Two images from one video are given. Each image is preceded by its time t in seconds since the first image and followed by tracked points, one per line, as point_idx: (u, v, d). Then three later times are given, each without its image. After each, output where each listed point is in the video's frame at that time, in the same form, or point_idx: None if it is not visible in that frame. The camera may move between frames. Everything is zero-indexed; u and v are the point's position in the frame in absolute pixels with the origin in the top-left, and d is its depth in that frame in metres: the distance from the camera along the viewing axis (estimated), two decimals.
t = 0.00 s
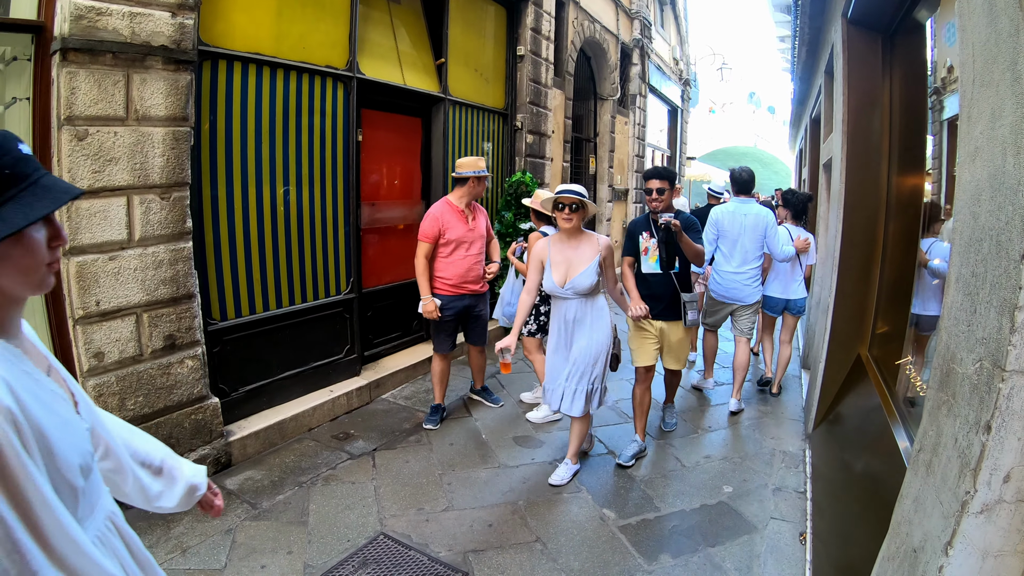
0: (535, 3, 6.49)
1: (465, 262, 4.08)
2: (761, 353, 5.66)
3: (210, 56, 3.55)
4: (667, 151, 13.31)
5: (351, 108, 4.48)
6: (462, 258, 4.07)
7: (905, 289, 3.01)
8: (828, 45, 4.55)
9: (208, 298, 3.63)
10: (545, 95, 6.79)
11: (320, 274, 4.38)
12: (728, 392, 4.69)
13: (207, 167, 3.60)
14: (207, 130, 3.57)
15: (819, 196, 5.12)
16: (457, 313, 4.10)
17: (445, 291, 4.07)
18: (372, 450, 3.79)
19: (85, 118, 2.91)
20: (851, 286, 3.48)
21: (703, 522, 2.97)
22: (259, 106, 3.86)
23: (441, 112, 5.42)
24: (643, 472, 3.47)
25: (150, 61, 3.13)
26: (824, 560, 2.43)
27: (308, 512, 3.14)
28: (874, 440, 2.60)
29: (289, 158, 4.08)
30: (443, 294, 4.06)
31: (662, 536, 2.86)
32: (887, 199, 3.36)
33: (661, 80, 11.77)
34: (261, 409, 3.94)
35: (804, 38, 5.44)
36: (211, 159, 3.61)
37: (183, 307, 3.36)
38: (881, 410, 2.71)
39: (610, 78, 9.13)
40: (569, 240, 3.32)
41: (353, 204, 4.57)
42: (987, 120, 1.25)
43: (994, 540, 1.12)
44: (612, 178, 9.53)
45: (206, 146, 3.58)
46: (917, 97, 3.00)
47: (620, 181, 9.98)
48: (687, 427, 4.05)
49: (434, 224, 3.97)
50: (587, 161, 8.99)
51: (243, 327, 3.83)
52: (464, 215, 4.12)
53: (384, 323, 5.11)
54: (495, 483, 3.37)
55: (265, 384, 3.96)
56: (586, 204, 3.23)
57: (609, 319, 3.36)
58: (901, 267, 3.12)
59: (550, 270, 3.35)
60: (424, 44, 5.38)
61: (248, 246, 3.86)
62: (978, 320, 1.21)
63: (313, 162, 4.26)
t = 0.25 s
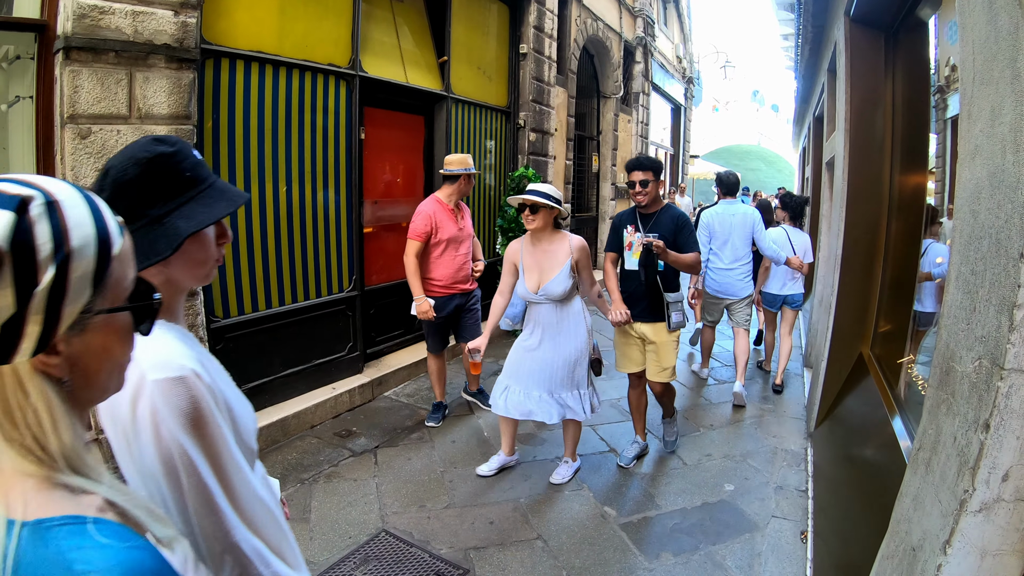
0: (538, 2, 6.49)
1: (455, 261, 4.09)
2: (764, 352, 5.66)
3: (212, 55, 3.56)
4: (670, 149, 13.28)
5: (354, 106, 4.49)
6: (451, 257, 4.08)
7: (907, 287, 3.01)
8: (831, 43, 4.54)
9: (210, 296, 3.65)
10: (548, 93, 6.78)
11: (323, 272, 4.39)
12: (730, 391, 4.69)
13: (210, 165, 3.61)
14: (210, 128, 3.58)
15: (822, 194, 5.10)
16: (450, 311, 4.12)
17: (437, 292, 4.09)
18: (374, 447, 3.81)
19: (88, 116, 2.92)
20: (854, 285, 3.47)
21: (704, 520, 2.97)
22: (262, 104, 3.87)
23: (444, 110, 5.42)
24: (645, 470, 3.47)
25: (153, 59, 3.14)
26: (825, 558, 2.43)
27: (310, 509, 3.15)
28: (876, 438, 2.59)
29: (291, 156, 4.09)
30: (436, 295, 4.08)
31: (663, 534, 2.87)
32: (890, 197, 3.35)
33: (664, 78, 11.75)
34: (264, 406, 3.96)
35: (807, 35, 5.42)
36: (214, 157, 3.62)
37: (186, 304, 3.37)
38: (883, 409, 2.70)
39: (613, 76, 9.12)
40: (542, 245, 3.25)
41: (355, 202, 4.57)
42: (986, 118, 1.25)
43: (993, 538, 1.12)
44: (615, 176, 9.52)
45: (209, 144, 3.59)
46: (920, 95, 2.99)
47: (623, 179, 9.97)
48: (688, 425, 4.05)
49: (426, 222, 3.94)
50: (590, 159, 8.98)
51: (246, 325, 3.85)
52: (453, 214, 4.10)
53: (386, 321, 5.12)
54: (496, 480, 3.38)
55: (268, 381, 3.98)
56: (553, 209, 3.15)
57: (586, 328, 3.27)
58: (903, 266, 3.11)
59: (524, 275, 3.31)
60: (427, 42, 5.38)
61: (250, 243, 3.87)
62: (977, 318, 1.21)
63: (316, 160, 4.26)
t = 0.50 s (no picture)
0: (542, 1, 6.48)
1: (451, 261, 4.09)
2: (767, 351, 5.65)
3: (216, 53, 3.57)
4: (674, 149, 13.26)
5: (357, 104, 4.49)
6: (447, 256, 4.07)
7: (911, 287, 3.00)
8: (835, 42, 4.52)
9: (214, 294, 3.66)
10: (552, 93, 6.78)
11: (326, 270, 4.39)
12: (733, 390, 4.68)
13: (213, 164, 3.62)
14: (213, 126, 3.59)
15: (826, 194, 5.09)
16: (448, 311, 4.13)
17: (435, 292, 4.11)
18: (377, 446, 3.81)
19: (92, 114, 2.93)
20: (857, 285, 3.45)
21: (706, 519, 2.97)
22: (265, 103, 3.88)
23: (447, 109, 5.43)
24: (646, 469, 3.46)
25: (156, 57, 3.15)
26: (827, 558, 2.42)
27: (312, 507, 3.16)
28: (878, 438, 2.58)
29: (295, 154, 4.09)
30: (434, 295, 4.09)
31: (665, 533, 2.86)
32: (894, 196, 3.34)
33: (668, 78, 11.72)
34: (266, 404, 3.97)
35: (811, 34, 5.40)
36: (217, 155, 3.63)
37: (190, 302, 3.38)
38: (886, 409, 2.69)
39: (617, 75, 9.12)
40: (493, 242, 3.20)
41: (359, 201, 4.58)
42: (988, 115, 1.24)
43: (994, 537, 1.12)
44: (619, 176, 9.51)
45: (212, 143, 3.60)
46: (924, 93, 2.97)
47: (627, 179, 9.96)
48: (691, 424, 4.05)
49: (422, 223, 3.94)
50: (593, 159, 8.98)
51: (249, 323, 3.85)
52: (449, 214, 4.10)
53: (389, 319, 5.12)
54: (498, 479, 3.38)
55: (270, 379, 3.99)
56: (495, 204, 3.10)
57: (536, 327, 3.17)
58: (907, 265, 3.09)
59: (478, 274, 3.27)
60: (430, 41, 5.38)
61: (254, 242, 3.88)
62: (978, 316, 1.21)
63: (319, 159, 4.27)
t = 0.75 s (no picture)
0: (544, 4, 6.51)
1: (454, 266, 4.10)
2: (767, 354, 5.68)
3: (220, 57, 3.60)
4: (675, 151, 13.30)
5: (360, 108, 4.52)
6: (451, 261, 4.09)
7: (910, 291, 3.02)
8: (836, 47, 4.55)
9: (217, 296, 3.68)
10: (553, 96, 6.81)
11: (328, 272, 4.42)
12: (734, 392, 4.70)
13: (217, 167, 3.64)
14: (217, 129, 3.61)
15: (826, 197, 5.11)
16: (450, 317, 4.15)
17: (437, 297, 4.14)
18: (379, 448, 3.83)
19: (96, 117, 2.96)
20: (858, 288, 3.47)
21: (707, 522, 2.99)
22: (268, 106, 3.90)
23: (450, 112, 5.45)
24: (648, 471, 3.49)
25: (161, 61, 3.18)
26: (827, 560, 2.44)
27: (316, 509, 3.18)
28: (878, 441, 2.60)
29: (298, 157, 4.12)
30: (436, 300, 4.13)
31: (666, 535, 2.88)
32: (894, 200, 3.36)
33: (669, 81, 11.76)
34: (269, 406, 3.99)
35: (812, 39, 5.43)
36: (221, 158, 3.65)
37: (193, 305, 3.40)
38: (886, 412, 2.71)
39: (618, 78, 9.15)
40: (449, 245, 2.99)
41: (361, 203, 4.61)
42: (986, 126, 1.27)
43: (991, 540, 1.14)
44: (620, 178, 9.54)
45: (216, 146, 3.62)
46: (924, 98, 2.99)
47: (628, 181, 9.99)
48: (691, 427, 4.07)
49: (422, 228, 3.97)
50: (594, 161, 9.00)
51: (252, 325, 3.88)
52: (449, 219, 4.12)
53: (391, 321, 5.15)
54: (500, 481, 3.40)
55: (274, 381, 4.01)
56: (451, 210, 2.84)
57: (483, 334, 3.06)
58: (906, 269, 3.12)
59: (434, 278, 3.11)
60: (433, 45, 5.41)
61: (257, 244, 3.91)
62: (976, 323, 1.23)
63: (322, 162, 4.30)
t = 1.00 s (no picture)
0: (549, 9, 6.55)
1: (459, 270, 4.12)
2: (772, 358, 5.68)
3: (228, 62, 3.63)
4: (678, 155, 13.32)
5: (367, 112, 4.55)
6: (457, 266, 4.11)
7: (915, 296, 3.03)
8: (840, 51, 4.57)
9: (225, 300, 3.70)
10: (558, 100, 6.84)
11: (335, 276, 4.45)
12: (739, 397, 4.71)
13: (225, 171, 3.67)
14: (225, 134, 3.64)
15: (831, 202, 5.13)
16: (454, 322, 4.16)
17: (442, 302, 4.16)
18: (385, 452, 3.85)
19: (105, 122, 2.99)
20: (862, 293, 3.49)
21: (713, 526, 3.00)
22: (276, 111, 3.94)
23: (456, 117, 5.48)
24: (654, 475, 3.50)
25: (169, 66, 3.21)
26: (833, 564, 2.45)
27: (323, 513, 3.20)
28: (884, 445, 2.61)
29: (305, 162, 4.15)
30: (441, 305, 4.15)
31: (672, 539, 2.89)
32: (898, 205, 3.38)
33: (673, 85, 11.80)
34: (275, 410, 4.01)
35: (816, 44, 5.46)
36: (229, 163, 3.68)
37: (201, 309, 3.43)
38: (891, 416, 2.72)
39: (622, 82, 9.18)
40: (412, 254, 2.83)
41: (368, 208, 4.63)
42: (994, 134, 1.28)
43: (998, 543, 1.15)
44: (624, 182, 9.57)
45: (224, 150, 3.65)
46: (928, 104, 3.01)
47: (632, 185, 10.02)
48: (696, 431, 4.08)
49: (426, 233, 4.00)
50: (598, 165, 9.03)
51: (259, 329, 3.90)
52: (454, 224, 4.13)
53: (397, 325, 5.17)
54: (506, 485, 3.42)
55: (280, 385, 4.03)
56: (415, 218, 2.75)
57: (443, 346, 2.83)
58: (911, 274, 3.13)
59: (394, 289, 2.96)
60: (439, 50, 5.45)
61: (264, 247, 3.93)
62: (983, 328, 1.25)
63: (329, 166, 4.32)
